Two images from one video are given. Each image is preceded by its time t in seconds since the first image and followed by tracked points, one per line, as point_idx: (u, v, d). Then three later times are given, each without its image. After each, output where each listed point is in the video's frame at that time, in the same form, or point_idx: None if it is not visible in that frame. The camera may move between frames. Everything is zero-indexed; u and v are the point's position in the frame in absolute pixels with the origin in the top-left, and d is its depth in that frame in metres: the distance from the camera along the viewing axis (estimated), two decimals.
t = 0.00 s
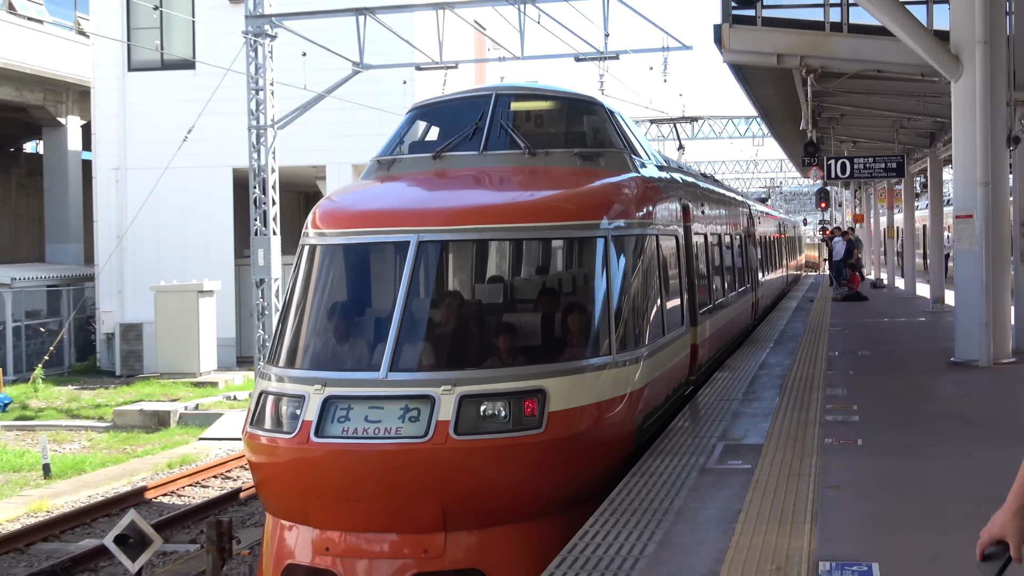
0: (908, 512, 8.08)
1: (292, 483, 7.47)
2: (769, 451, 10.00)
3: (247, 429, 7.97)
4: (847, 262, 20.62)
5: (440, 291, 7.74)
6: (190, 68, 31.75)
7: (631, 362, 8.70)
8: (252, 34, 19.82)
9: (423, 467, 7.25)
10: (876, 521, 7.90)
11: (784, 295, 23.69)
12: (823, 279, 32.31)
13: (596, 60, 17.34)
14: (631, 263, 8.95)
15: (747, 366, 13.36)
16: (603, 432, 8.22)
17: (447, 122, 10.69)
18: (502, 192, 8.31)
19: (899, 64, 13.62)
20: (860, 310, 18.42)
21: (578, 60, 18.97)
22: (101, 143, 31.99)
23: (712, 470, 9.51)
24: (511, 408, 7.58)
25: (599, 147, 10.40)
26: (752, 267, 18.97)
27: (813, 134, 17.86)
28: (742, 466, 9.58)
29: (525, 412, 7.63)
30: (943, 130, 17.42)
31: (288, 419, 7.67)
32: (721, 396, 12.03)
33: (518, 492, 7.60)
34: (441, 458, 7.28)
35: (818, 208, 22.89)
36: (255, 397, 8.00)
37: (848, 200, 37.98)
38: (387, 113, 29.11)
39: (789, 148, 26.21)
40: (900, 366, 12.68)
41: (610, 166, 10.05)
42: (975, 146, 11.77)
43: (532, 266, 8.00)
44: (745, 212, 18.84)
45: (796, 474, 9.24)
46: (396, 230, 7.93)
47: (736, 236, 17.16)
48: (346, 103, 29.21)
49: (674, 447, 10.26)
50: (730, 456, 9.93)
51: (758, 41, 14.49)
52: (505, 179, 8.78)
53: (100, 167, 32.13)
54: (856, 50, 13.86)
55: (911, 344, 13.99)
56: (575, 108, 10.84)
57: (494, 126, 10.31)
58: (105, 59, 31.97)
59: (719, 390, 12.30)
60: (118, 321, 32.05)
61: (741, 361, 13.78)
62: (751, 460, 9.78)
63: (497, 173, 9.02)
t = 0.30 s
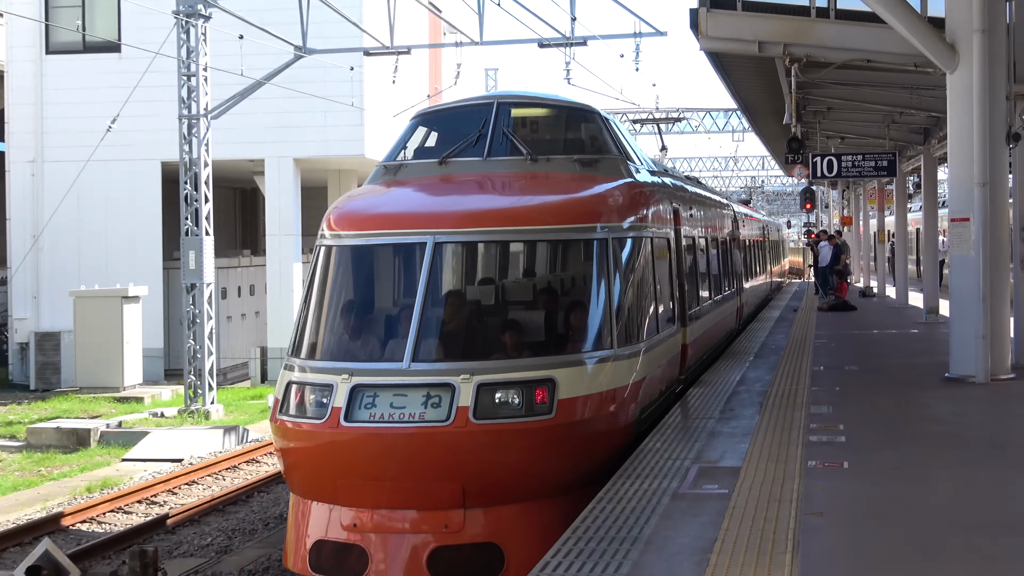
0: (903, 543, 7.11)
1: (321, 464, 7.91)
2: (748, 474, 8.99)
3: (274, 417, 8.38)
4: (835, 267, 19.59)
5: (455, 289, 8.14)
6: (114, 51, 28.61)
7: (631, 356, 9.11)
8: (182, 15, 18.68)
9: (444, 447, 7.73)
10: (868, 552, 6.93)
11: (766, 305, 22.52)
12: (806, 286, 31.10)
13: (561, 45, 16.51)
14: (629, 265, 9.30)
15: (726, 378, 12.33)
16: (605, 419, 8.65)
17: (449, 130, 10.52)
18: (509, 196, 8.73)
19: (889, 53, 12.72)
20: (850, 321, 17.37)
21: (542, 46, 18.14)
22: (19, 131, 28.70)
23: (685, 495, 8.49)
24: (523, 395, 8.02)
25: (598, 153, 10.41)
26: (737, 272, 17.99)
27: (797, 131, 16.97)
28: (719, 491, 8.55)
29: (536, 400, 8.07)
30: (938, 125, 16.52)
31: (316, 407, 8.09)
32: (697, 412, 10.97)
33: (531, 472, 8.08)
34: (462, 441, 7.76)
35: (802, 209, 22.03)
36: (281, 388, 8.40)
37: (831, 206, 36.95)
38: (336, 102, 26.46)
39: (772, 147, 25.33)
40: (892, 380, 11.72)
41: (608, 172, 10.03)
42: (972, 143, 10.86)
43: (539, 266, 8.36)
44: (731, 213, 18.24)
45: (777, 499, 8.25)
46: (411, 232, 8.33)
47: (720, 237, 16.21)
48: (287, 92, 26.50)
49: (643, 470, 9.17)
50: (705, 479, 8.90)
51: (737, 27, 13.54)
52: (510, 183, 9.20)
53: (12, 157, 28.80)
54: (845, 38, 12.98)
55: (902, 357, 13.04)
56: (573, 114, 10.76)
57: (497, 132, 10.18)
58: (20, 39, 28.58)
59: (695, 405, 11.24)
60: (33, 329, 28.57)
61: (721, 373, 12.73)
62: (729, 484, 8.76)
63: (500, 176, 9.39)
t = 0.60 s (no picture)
0: None
1: (342, 448, 8.18)
2: (728, 495, 8.18)
3: (295, 404, 8.63)
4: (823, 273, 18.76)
5: (466, 285, 8.43)
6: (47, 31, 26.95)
7: (632, 350, 9.38)
8: None
9: (460, 433, 8.02)
10: None
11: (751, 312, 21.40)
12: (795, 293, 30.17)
13: (531, 30, 15.70)
14: (630, 265, 9.52)
15: (707, 391, 11.47)
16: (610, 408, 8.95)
17: (453, 133, 10.69)
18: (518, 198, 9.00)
19: (887, 44, 11.99)
20: (843, 333, 16.44)
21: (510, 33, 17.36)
22: None
23: (660, 519, 7.67)
24: (533, 385, 8.32)
25: (597, 158, 10.61)
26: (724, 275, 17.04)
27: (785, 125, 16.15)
28: (696, 514, 7.74)
29: (545, 389, 8.37)
30: (937, 122, 15.73)
31: (337, 396, 8.34)
32: (674, 429, 10.12)
33: (541, 457, 8.38)
34: (478, 427, 8.06)
35: (791, 210, 21.26)
36: (302, 378, 8.64)
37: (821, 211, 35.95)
38: (285, 89, 25.40)
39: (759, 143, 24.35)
40: (886, 395, 10.89)
41: (608, 176, 10.24)
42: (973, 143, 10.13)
43: (547, 263, 8.66)
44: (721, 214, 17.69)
45: (759, 523, 7.47)
46: (424, 232, 8.59)
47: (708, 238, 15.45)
48: (239, 78, 25.37)
49: (614, 492, 8.35)
50: (682, 502, 8.08)
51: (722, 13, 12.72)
52: (516, 184, 9.45)
53: None
54: (837, 26, 12.19)
55: (898, 371, 12.20)
56: (572, 119, 10.92)
57: (501, 136, 10.38)
58: None
59: (673, 421, 10.37)
60: None
61: (702, 385, 11.86)
62: (707, 507, 7.94)
63: (506, 178, 9.66)
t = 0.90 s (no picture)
0: None
1: (370, 433, 8.58)
2: (720, 509, 7.55)
3: (324, 393, 9.02)
4: (821, 271, 18.04)
5: (483, 281, 8.80)
6: None
7: (639, 341, 9.71)
8: None
9: (481, 418, 8.46)
10: None
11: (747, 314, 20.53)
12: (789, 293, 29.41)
13: (509, 13, 15.11)
14: (637, 261, 9.85)
15: (696, 398, 10.85)
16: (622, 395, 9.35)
17: (464, 137, 11.15)
18: (529, 196, 9.34)
19: (887, 28, 11.39)
20: (842, 337, 15.72)
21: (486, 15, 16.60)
22: None
23: (647, 534, 7.05)
24: (548, 373, 8.72)
25: (603, 159, 10.96)
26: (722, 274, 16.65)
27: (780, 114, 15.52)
28: (685, 530, 7.11)
29: (560, 378, 8.77)
30: (941, 110, 15.10)
31: (364, 384, 8.74)
32: (661, 439, 9.44)
33: (556, 441, 8.79)
34: (497, 413, 8.48)
35: (787, 205, 20.68)
36: (329, 369, 9.00)
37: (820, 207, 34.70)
38: (244, 75, 21.25)
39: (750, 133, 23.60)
40: (887, 402, 10.25)
41: (615, 177, 10.74)
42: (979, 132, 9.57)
43: (559, 259, 9.04)
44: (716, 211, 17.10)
45: (753, 539, 6.85)
46: (442, 231, 8.94)
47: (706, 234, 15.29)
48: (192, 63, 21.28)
49: (597, 507, 7.71)
50: (669, 516, 7.44)
51: None
52: (528, 183, 9.76)
53: None
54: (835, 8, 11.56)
55: (899, 376, 11.55)
56: (579, 122, 11.38)
57: (511, 141, 10.87)
58: None
59: (660, 432, 9.66)
60: None
61: (692, 392, 11.19)
62: (697, 522, 7.31)
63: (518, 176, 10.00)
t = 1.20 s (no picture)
0: None
1: (397, 422, 9.02)
2: (712, 522, 7.07)
3: (349, 384, 9.45)
4: (817, 272, 17.50)
5: (500, 279, 9.24)
6: None
7: (647, 336, 10.15)
8: None
9: (502, 407, 8.90)
10: None
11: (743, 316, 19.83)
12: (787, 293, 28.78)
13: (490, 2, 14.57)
14: (644, 260, 10.32)
15: (688, 405, 10.36)
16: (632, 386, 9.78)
17: (477, 141, 11.44)
18: (542, 198, 9.80)
19: (888, 15, 10.91)
20: (843, 341, 15.13)
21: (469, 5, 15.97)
22: None
23: (635, 550, 6.57)
24: (562, 366, 9.18)
25: (611, 162, 11.28)
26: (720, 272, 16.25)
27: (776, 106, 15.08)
28: (676, 545, 6.63)
29: (574, 371, 9.23)
30: (945, 101, 14.56)
31: (389, 375, 9.17)
32: (651, 449, 8.93)
33: (571, 431, 9.21)
34: (516, 402, 8.91)
35: (783, 201, 20.24)
36: (354, 361, 9.44)
37: (818, 206, 33.58)
38: (208, 66, 19.61)
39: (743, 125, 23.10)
40: (889, 407, 9.76)
41: (624, 179, 11.09)
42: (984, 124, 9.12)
43: (570, 258, 9.48)
44: (716, 213, 16.79)
45: (747, 553, 6.39)
46: (459, 232, 9.34)
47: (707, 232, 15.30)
48: (149, 52, 19.59)
49: (582, 522, 7.23)
50: (659, 530, 6.96)
51: None
52: (539, 185, 10.21)
53: None
54: None
55: (901, 381, 11.06)
56: (587, 126, 11.62)
57: (523, 145, 11.16)
58: None
59: (651, 441, 9.14)
60: None
61: (684, 399, 10.69)
62: (689, 536, 6.82)
63: (529, 179, 10.42)
